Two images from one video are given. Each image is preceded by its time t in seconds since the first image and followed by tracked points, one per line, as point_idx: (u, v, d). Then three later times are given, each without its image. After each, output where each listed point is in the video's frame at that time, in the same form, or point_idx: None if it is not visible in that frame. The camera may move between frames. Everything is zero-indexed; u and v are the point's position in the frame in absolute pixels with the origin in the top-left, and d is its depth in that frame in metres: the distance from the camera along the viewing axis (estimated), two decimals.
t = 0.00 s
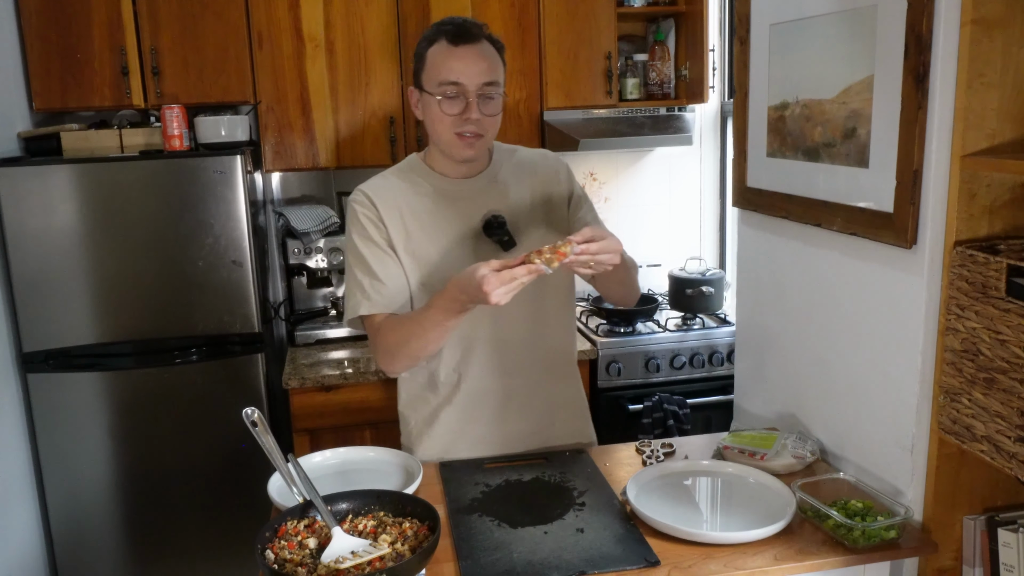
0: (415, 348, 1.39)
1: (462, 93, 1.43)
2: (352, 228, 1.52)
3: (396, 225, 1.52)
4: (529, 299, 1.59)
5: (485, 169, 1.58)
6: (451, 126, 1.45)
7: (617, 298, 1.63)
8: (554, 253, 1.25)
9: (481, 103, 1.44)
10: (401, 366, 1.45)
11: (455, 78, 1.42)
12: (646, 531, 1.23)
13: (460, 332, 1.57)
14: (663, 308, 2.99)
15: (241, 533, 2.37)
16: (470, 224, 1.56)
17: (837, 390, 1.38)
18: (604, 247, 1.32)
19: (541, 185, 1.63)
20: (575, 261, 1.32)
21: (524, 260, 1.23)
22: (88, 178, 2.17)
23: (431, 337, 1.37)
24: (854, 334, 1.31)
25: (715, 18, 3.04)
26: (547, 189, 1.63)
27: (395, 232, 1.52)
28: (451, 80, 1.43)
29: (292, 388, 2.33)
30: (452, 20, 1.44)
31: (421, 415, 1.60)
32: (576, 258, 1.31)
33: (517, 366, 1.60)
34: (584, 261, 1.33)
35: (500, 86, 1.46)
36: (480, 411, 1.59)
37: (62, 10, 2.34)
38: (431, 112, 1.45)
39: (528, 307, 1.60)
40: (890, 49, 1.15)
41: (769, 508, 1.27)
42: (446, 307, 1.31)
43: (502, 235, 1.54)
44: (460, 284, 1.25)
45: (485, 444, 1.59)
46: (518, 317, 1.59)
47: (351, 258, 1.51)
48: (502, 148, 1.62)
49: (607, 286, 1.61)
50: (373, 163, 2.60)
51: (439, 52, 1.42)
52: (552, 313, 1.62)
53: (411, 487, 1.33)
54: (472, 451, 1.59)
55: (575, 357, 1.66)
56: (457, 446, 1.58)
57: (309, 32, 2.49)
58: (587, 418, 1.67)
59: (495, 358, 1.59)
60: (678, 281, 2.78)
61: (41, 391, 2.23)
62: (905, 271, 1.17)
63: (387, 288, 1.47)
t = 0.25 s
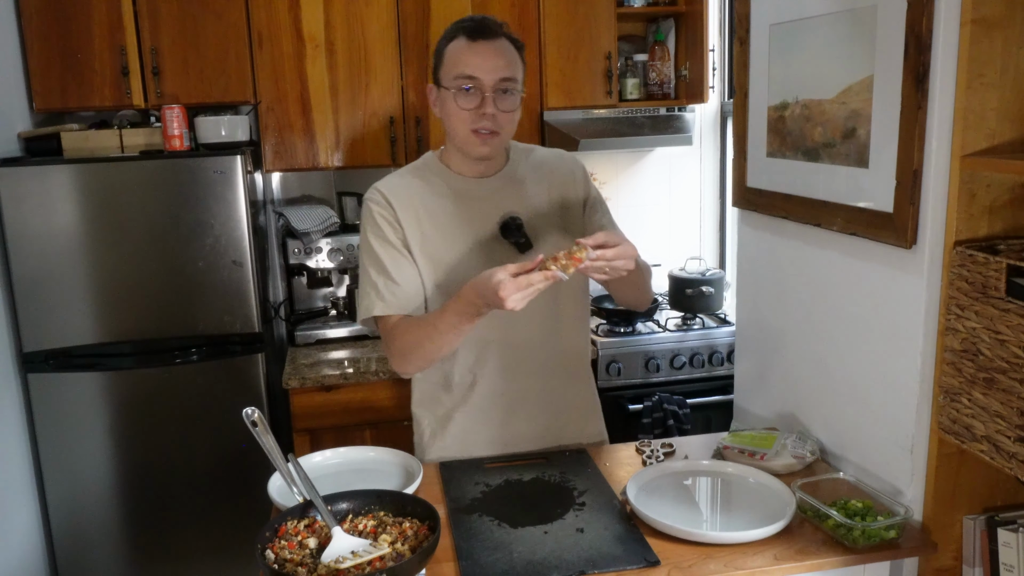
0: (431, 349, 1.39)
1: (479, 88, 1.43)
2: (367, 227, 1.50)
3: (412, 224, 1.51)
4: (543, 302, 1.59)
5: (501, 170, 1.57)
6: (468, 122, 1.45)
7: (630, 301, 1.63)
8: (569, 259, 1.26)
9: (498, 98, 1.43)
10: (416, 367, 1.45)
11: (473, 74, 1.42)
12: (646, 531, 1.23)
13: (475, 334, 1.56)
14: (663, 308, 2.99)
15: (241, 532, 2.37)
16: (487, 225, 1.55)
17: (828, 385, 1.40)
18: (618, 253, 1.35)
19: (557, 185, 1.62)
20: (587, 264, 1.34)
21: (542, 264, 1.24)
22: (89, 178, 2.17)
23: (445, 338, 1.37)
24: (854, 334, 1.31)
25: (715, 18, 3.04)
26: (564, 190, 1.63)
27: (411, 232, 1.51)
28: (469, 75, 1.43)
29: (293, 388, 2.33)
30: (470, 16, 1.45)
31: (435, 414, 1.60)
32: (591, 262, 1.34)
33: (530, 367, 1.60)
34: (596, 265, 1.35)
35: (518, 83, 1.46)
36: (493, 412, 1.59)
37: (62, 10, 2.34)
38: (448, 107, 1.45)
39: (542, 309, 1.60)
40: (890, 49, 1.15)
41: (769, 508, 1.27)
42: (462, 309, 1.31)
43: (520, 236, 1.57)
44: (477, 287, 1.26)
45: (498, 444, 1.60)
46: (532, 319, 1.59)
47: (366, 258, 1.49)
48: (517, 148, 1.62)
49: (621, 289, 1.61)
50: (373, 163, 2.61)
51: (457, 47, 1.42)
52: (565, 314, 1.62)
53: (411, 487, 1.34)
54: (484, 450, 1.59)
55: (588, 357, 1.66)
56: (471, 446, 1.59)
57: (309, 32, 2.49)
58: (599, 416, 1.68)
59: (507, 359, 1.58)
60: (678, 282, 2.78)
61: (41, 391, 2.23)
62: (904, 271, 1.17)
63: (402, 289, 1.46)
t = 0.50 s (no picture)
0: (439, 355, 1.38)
1: (506, 96, 1.41)
2: (377, 227, 1.49)
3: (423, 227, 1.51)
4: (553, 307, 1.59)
5: (514, 176, 1.57)
6: (493, 129, 1.44)
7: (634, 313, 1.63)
8: (580, 276, 1.27)
9: (523, 108, 1.43)
10: (419, 371, 1.43)
11: (505, 82, 1.41)
12: (646, 531, 1.23)
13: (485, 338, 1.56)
14: (663, 308, 2.99)
15: (241, 532, 2.37)
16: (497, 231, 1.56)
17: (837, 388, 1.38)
18: (628, 270, 1.36)
19: (566, 195, 1.63)
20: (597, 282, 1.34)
21: (551, 278, 1.25)
22: (89, 178, 2.17)
23: (450, 346, 1.35)
24: (854, 334, 1.31)
25: (715, 18, 3.04)
26: (573, 199, 1.64)
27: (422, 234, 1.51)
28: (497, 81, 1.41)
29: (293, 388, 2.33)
30: (502, 20, 1.43)
31: (443, 419, 1.60)
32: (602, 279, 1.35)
33: (537, 369, 1.60)
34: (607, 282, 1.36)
35: (542, 93, 1.46)
36: (501, 414, 1.59)
37: (62, 10, 2.34)
38: (474, 112, 1.44)
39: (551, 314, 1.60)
40: (890, 49, 1.15)
41: (769, 508, 1.27)
42: (470, 318, 1.31)
43: (534, 241, 1.58)
44: (486, 299, 1.27)
45: (506, 445, 1.60)
46: (542, 323, 1.59)
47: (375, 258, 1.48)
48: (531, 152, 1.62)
49: (628, 303, 1.61)
50: (373, 163, 2.61)
51: (487, 52, 1.41)
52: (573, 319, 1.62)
53: (411, 487, 1.34)
54: (492, 452, 1.59)
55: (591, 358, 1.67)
56: (479, 448, 1.59)
57: (309, 32, 2.49)
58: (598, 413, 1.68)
59: (514, 362, 1.58)
60: (678, 282, 2.78)
61: (41, 391, 2.23)
62: (904, 271, 1.17)
63: (410, 292, 1.45)
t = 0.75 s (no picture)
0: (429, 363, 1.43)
1: (512, 106, 1.39)
2: (361, 233, 1.45)
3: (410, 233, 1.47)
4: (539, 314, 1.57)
5: (500, 180, 1.53)
6: (496, 137, 1.41)
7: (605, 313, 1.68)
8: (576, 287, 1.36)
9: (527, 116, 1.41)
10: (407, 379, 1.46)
11: (514, 92, 1.38)
12: (646, 531, 1.23)
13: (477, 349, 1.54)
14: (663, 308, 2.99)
15: (241, 532, 2.37)
16: (483, 236, 1.53)
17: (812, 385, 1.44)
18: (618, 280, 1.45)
19: (551, 198, 1.59)
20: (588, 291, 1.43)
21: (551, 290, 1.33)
22: (89, 178, 2.17)
23: (438, 353, 1.40)
24: (854, 334, 1.31)
25: (715, 18, 3.04)
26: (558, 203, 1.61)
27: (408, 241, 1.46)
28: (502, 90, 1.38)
29: (293, 388, 2.33)
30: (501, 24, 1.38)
31: (433, 427, 1.59)
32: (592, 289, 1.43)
33: (528, 374, 1.59)
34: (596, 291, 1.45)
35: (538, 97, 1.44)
36: (493, 419, 1.59)
37: (62, 10, 2.34)
38: (475, 119, 1.40)
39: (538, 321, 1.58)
40: (890, 49, 1.15)
41: (769, 508, 1.27)
42: (462, 327, 1.37)
43: (520, 244, 1.56)
44: (485, 310, 1.33)
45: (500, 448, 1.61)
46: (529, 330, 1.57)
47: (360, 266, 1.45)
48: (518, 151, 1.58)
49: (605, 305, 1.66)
50: (372, 163, 2.60)
51: (491, 61, 1.36)
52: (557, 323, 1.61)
53: (411, 487, 1.34)
54: (491, 454, 1.59)
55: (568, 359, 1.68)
56: (471, 451, 1.60)
57: (309, 32, 2.49)
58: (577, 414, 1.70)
59: (504, 369, 1.57)
60: (678, 282, 2.78)
61: (41, 391, 2.23)
62: (904, 271, 1.17)
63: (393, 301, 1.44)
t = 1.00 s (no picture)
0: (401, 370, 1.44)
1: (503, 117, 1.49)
2: (324, 241, 1.41)
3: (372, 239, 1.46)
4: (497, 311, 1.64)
5: (451, 185, 1.58)
6: (485, 147, 1.50)
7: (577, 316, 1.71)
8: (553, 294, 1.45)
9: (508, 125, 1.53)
10: (373, 386, 1.47)
11: (504, 106, 1.48)
12: (646, 531, 1.22)
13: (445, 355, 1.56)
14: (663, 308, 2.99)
15: (241, 533, 2.37)
16: (439, 239, 1.56)
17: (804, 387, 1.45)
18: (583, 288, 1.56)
19: (493, 201, 1.67)
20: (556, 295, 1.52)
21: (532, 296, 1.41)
22: (88, 178, 2.17)
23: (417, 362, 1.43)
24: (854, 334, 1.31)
25: (715, 18, 3.04)
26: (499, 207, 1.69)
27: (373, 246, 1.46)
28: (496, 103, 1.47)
29: (292, 388, 2.33)
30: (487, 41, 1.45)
31: (403, 430, 1.58)
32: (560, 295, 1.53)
33: (494, 373, 1.63)
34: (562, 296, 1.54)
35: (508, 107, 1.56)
36: (464, 417, 1.61)
37: (61, 10, 2.34)
38: (474, 133, 1.47)
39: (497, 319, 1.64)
40: (891, 49, 1.15)
41: (769, 508, 1.27)
42: (441, 336, 1.40)
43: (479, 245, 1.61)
44: (470, 317, 1.38)
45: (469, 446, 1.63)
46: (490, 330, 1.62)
47: (322, 276, 1.42)
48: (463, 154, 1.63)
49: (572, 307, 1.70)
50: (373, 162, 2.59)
51: (488, 75, 1.44)
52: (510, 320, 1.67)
53: (411, 487, 1.33)
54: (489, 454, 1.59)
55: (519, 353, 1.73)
56: (443, 451, 1.61)
57: (309, 32, 2.49)
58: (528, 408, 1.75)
59: (474, 367, 1.60)
60: (678, 282, 2.77)
61: (41, 391, 2.23)
62: (905, 271, 1.17)
63: (360, 307, 1.42)
